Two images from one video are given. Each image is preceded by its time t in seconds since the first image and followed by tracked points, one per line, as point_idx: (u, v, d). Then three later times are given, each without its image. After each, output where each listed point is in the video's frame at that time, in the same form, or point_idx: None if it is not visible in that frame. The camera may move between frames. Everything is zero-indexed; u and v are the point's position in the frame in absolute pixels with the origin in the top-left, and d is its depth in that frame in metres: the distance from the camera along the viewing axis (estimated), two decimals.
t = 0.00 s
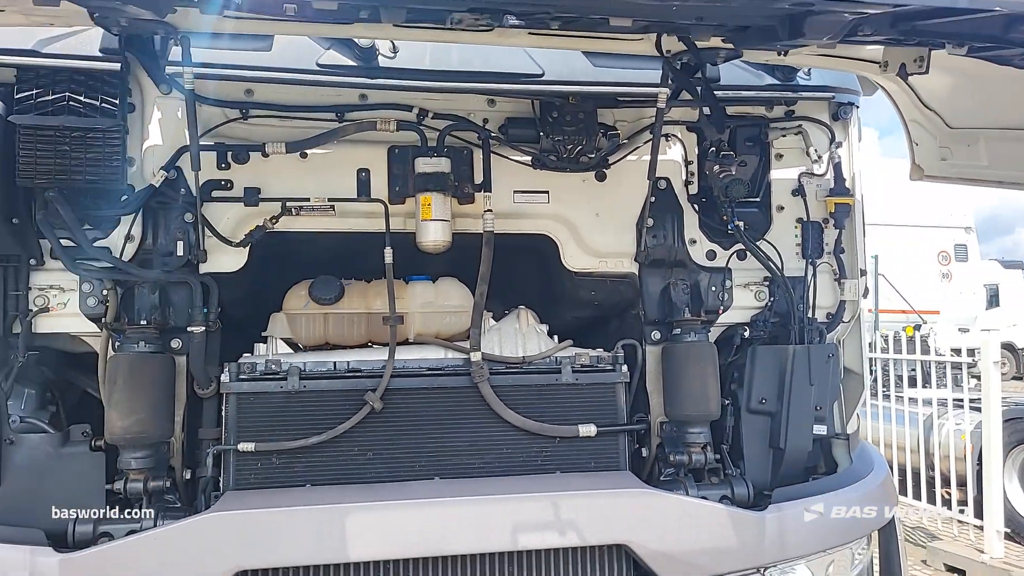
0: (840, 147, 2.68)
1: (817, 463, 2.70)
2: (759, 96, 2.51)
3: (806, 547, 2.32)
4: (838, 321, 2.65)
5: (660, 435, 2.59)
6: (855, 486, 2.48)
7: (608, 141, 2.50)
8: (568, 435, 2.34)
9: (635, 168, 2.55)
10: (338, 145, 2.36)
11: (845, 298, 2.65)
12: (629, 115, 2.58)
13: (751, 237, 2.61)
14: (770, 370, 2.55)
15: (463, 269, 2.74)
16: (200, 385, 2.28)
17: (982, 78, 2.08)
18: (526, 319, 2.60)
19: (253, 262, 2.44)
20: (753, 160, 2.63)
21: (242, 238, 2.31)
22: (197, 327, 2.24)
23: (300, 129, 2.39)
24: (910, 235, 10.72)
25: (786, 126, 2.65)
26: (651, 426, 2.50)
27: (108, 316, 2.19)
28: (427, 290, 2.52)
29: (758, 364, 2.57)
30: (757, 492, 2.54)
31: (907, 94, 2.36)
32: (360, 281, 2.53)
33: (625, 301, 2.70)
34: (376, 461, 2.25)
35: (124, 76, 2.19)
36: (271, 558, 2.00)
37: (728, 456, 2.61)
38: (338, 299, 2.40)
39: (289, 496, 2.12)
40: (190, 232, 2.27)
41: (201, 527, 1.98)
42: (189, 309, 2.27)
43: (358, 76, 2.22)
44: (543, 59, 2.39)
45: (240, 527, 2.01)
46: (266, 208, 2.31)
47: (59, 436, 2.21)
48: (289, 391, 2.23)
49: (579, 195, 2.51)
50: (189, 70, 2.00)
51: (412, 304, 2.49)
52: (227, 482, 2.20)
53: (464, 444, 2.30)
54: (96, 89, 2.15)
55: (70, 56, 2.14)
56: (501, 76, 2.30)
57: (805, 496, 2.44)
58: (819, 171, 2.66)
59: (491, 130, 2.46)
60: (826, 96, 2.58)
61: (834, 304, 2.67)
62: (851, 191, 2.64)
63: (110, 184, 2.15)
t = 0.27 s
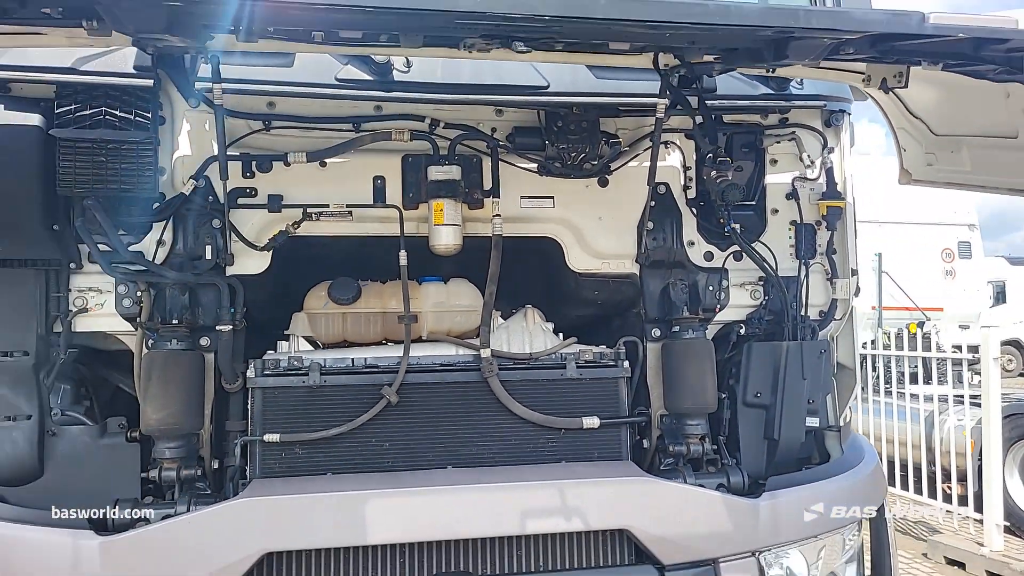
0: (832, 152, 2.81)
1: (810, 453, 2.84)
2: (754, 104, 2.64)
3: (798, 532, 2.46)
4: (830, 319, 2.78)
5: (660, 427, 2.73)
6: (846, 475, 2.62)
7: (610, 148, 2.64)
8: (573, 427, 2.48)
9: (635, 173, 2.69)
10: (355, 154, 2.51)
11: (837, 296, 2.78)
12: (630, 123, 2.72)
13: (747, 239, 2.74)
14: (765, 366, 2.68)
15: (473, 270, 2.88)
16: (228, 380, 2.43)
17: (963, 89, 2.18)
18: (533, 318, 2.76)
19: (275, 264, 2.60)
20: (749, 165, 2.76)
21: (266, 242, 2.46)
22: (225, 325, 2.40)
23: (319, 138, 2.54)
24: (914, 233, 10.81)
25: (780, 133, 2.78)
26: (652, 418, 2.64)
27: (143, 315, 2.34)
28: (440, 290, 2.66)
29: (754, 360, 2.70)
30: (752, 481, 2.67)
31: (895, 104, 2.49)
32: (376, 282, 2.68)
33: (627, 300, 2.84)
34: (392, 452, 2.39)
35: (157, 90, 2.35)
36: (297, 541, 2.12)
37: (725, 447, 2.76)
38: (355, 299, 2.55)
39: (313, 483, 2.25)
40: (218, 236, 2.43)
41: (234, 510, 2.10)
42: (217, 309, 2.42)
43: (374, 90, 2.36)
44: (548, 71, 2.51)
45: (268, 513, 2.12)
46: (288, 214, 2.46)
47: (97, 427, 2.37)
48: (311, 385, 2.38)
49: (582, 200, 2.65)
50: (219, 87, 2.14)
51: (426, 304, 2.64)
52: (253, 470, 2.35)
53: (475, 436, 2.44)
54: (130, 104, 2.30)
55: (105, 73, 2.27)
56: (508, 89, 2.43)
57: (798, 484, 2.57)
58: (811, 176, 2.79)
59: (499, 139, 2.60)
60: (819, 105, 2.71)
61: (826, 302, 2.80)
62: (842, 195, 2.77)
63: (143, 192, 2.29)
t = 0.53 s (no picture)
0: (825, 154, 2.89)
1: (803, 444, 2.94)
2: (748, 109, 2.74)
3: (789, 521, 2.56)
4: (822, 316, 2.88)
5: (658, 419, 2.84)
6: (836, 466, 2.72)
7: (609, 152, 2.75)
8: (573, 419, 2.59)
9: (634, 176, 2.80)
10: (365, 159, 2.63)
11: (829, 293, 2.88)
12: (628, 128, 2.82)
13: (742, 239, 2.85)
14: (759, 361, 2.79)
15: (478, 269, 3.00)
16: (245, 374, 2.56)
17: (949, 98, 2.27)
18: (535, 315, 2.87)
19: (288, 264, 2.73)
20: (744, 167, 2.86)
21: (281, 243, 2.59)
22: (243, 322, 2.53)
23: (331, 143, 2.65)
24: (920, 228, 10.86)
25: (774, 136, 2.88)
26: (649, 412, 2.75)
27: (166, 312, 2.48)
28: (446, 289, 2.78)
29: (748, 356, 2.80)
30: (746, 471, 2.78)
31: (886, 109, 2.57)
32: (386, 280, 2.80)
33: (627, 298, 2.95)
34: (401, 442, 2.51)
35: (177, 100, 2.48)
36: (312, 526, 2.24)
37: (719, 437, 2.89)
38: (366, 297, 2.68)
39: (326, 472, 2.37)
40: (236, 238, 2.53)
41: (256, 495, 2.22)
42: (235, 307, 2.54)
43: (383, 98, 2.48)
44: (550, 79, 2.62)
45: (282, 500, 2.23)
46: (301, 216, 2.59)
47: (122, 419, 2.50)
48: (324, 379, 2.50)
49: (583, 201, 2.76)
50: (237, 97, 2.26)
51: (433, 301, 2.76)
52: (270, 460, 2.47)
53: (480, 427, 2.56)
54: (152, 113, 2.42)
55: (129, 83, 2.36)
56: (511, 96, 2.54)
57: (790, 473, 2.68)
58: (805, 177, 2.89)
59: (503, 144, 2.71)
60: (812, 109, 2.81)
61: (819, 299, 2.91)
62: (835, 196, 2.86)
63: (165, 196, 2.44)
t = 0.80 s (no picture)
0: (810, 154, 2.99)
1: (791, 434, 3.05)
2: (734, 112, 2.85)
3: (774, 507, 2.66)
4: (808, 310, 3.00)
5: (649, 410, 2.95)
6: (820, 455, 2.82)
7: (600, 154, 2.86)
8: (566, 410, 2.71)
9: (624, 177, 2.92)
10: (366, 162, 2.75)
11: (814, 289, 2.99)
12: (619, 130, 2.94)
13: (730, 236, 2.96)
14: (745, 355, 2.90)
15: (476, 266, 3.13)
16: (253, 366, 2.70)
17: (925, 101, 2.36)
18: (530, 310, 3.00)
19: (294, 261, 2.87)
20: (731, 168, 2.96)
21: (286, 242, 2.72)
22: (251, 317, 2.68)
23: (335, 146, 2.76)
24: (927, 224, 10.87)
25: (761, 137, 2.99)
26: (639, 402, 2.85)
27: (178, 308, 2.61)
28: (444, 285, 2.91)
29: (736, 350, 2.91)
30: (733, 459, 2.89)
31: (868, 111, 2.66)
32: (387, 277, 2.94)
33: (618, 293, 3.09)
34: (401, 431, 2.64)
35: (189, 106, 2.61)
36: (316, 510, 2.36)
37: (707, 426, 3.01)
38: (368, 293, 2.82)
39: (330, 459, 2.48)
40: (244, 238, 2.68)
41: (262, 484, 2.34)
42: (243, 302, 2.68)
43: (384, 104, 2.61)
44: (543, 83, 2.74)
45: (288, 486, 2.36)
46: (306, 216, 2.72)
47: (138, 409, 2.65)
48: (327, 371, 2.63)
49: (575, 201, 2.88)
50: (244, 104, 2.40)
51: (432, 297, 2.89)
52: (277, 448, 2.60)
53: (476, 417, 2.69)
54: (164, 119, 2.56)
55: (145, 91, 2.55)
56: (505, 101, 2.67)
57: (775, 462, 2.78)
58: (791, 177, 2.99)
59: (498, 146, 2.83)
60: (796, 111, 2.93)
61: (804, 294, 3.02)
62: (820, 195, 2.97)
63: (178, 198, 2.60)
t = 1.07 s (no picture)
0: (808, 154, 3.08)
1: (789, 425, 3.14)
2: (732, 114, 2.96)
3: (770, 495, 2.75)
4: (805, 305, 3.10)
5: (650, 402, 3.07)
6: (817, 445, 2.92)
7: (602, 155, 2.96)
8: (569, 401, 2.83)
9: (626, 176, 3.03)
10: (378, 163, 2.89)
11: (811, 285, 3.09)
12: (620, 131, 3.06)
13: (729, 234, 3.06)
14: (744, 348, 3.00)
15: (484, 263, 3.26)
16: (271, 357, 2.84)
17: (910, 101, 2.46)
18: (535, 305, 3.12)
19: (310, 258, 3.02)
20: (731, 168, 3.03)
21: (303, 240, 2.86)
22: (270, 311, 2.83)
23: (348, 149, 2.91)
24: (945, 221, 10.83)
25: (758, 138, 3.09)
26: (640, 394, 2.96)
27: (201, 303, 2.79)
28: (453, 281, 3.04)
29: (735, 343, 3.01)
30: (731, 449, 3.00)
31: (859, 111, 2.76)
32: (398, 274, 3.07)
33: (621, 290, 3.21)
34: (411, 420, 2.77)
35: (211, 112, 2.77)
36: (331, 493, 2.50)
37: (707, 418, 3.12)
38: (380, 288, 2.97)
39: (343, 446, 2.62)
40: (263, 237, 2.81)
41: (281, 467, 2.48)
42: (262, 297, 2.81)
43: (395, 108, 2.75)
44: (546, 87, 2.86)
45: (303, 471, 2.49)
46: (321, 215, 2.86)
47: (164, 398, 2.81)
48: (341, 362, 2.77)
49: (579, 200, 3.00)
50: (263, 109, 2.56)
51: (441, 293, 3.02)
52: (294, 436, 2.75)
53: (483, 407, 2.81)
54: (188, 125, 2.72)
55: (171, 98, 2.73)
56: (510, 105, 2.79)
57: (772, 451, 2.87)
58: (789, 176, 3.08)
59: (504, 148, 2.95)
60: (793, 113, 3.04)
61: (801, 290, 3.12)
62: (818, 193, 3.05)
63: (201, 199, 2.76)
